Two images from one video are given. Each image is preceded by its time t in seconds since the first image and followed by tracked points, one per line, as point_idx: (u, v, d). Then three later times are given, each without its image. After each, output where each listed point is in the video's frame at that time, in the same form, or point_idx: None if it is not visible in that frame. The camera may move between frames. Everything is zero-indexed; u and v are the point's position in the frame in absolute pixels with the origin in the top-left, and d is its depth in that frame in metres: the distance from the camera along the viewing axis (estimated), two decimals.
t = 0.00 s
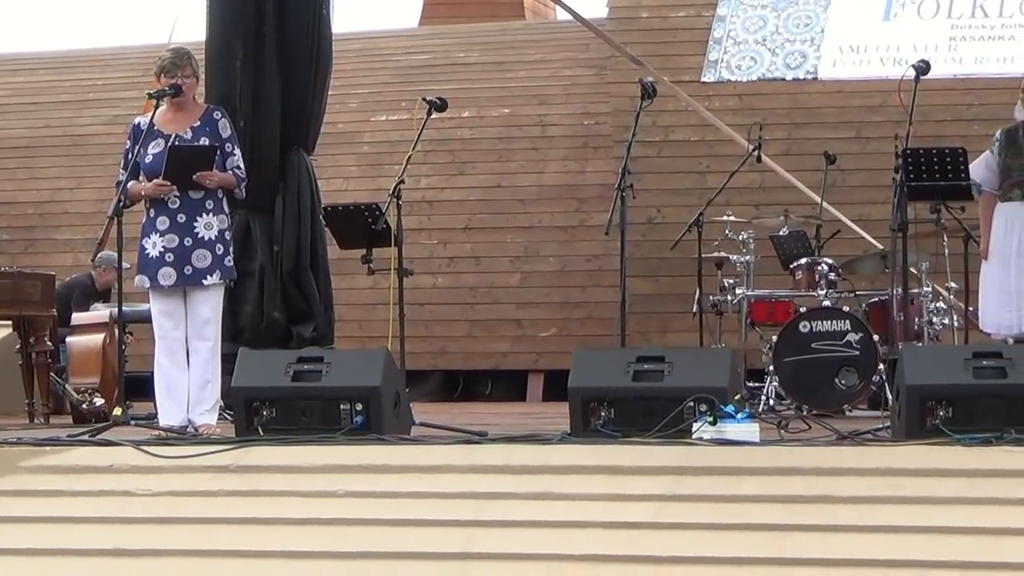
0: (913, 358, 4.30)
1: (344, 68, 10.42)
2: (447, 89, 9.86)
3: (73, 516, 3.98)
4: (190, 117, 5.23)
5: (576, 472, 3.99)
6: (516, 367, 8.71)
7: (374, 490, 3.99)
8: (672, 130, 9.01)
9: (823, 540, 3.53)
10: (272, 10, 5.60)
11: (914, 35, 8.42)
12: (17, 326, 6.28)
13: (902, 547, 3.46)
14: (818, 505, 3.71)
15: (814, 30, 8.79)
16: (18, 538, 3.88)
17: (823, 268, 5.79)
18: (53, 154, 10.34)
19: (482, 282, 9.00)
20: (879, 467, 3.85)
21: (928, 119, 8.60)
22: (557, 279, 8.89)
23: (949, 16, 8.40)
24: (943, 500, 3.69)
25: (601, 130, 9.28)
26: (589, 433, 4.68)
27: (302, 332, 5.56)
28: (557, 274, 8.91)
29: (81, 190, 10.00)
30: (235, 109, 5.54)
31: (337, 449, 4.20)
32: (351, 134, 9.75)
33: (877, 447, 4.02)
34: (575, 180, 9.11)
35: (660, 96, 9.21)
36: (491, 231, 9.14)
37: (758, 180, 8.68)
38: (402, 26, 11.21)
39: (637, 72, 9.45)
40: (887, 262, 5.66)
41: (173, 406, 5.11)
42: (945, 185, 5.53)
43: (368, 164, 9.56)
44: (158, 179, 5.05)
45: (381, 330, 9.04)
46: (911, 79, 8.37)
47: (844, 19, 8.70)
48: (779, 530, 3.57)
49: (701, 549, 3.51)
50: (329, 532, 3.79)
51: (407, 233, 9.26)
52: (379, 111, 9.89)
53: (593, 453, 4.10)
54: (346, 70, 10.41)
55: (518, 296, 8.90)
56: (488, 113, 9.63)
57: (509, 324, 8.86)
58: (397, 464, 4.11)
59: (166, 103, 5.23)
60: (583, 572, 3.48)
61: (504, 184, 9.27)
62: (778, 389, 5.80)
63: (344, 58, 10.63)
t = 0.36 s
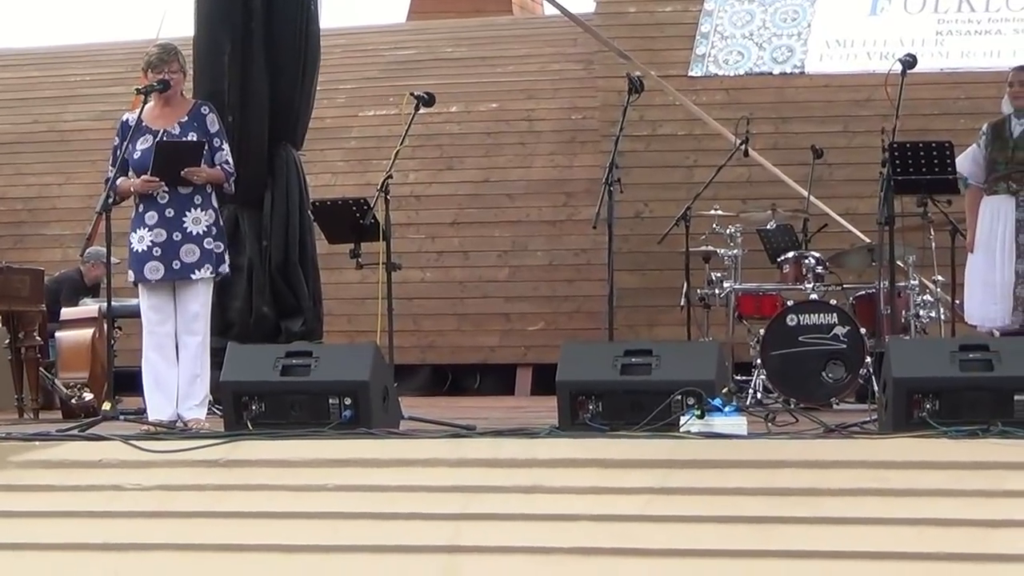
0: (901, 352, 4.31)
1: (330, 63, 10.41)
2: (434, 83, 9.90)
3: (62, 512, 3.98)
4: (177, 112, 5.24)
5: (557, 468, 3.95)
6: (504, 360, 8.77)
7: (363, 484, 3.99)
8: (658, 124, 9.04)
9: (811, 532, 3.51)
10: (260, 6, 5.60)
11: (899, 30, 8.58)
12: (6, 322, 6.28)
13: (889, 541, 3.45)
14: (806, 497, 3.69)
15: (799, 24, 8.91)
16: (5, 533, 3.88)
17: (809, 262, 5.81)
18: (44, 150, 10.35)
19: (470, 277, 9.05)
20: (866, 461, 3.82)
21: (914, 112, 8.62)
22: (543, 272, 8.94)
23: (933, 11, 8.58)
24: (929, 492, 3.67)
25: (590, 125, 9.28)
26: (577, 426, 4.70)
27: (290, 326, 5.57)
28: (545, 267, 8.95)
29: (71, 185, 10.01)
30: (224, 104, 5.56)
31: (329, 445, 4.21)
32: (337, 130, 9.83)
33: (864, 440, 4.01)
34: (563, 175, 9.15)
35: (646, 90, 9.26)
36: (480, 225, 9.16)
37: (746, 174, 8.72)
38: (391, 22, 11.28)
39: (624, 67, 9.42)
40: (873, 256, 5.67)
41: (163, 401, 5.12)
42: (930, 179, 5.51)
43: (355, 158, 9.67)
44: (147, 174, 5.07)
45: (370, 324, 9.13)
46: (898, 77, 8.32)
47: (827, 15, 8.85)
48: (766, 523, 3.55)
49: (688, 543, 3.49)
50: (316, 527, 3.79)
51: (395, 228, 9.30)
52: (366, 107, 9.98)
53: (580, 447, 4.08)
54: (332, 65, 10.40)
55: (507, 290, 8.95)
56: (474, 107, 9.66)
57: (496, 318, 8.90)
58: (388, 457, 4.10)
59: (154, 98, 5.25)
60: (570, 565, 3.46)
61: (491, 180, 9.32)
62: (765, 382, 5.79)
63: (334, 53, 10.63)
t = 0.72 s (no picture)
0: (870, 345, 4.55)
1: (324, 68, 10.76)
2: (423, 88, 10.23)
3: (67, 502, 4.18)
4: (173, 116, 5.45)
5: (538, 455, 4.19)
6: (489, 354, 9.01)
7: (356, 474, 4.19)
8: (638, 126, 9.29)
9: (781, 515, 3.70)
10: (252, 14, 5.81)
11: (869, 32, 8.13)
12: (9, 320, 6.48)
13: (855, 524, 3.63)
14: (777, 484, 3.88)
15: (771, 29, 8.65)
16: (13, 522, 4.08)
17: (783, 258, 5.96)
18: (45, 153, 10.57)
19: (457, 274, 9.30)
20: (837, 448, 4.00)
21: (881, 113, 8.89)
22: (527, 269, 9.20)
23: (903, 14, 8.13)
24: (895, 479, 3.85)
25: (570, 126, 9.59)
26: (562, 417, 4.94)
27: (284, 322, 5.79)
28: (529, 265, 9.22)
29: (71, 188, 10.22)
30: (218, 109, 5.76)
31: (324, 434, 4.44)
32: (327, 132, 10.11)
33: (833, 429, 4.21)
34: (546, 175, 9.41)
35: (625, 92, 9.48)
36: (465, 224, 9.43)
37: (721, 173, 8.98)
38: (380, 28, 11.63)
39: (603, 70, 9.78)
40: (843, 251, 5.89)
41: (162, 395, 5.33)
42: (899, 177, 5.72)
43: (345, 160, 9.94)
44: (145, 177, 5.27)
45: (360, 320, 9.42)
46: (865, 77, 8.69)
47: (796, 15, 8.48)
48: (740, 508, 3.74)
49: (666, 527, 3.69)
50: (311, 516, 3.98)
51: (384, 227, 9.56)
52: (355, 110, 10.26)
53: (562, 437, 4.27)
54: (327, 69, 10.77)
55: (492, 286, 9.20)
56: (458, 110, 9.96)
57: (481, 314, 9.15)
58: (380, 448, 4.32)
59: (150, 103, 5.46)
60: (553, 548, 3.66)
61: (475, 180, 9.58)
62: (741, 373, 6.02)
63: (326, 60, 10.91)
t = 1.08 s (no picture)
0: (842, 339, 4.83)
1: (315, 73, 11.08)
2: (414, 93, 10.45)
3: (71, 493, 4.38)
4: (172, 121, 5.69)
5: (524, 446, 4.41)
6: (476, 349, 9.32)
7: (349, 465, 4.39)
8: (618, 129, 9.53)
9: (756, 501, 3.88)
10: (247, 22, 6.04)
11: (840, 39, 8.66)
12: (13, 317, 6.71)
13: (827, 510, 3.81)
14: (751, 473, 4.07)
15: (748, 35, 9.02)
16: (21, 512, 4.28)
17: (759, 256, 6.18)
18: (47, 157, 10.78)
19: (444, 271, 9.63)
20: (808, 439, 4.23)
21: (853, 116, 9.15)
22: (512, 267, 9.51)
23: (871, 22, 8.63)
24: (866, 468, 4.04)
25: (554, 130, 9.88)
26: (545, 409, 5.14)
27: (278, 319, 6.01)
28: (514, 263, 9.53)
29: (73, 190, 10.44)
30: (215, 114, 6.02)
31: (319, 429, 4.66)
32: (319, 136, 10.39)
33: (806, 421, 4.42)
34: (531, 176, 9.72)
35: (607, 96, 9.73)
36: (453, 224, 9.75)
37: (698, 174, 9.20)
38: (371, 36, 11.95)
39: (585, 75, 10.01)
40: (817, 249, 6.10)
41: (161, 390, 5.55)
42: (871, 177, 5.94)
43: (337, 163, 10.18)
44: (145, 179, 5.50)
45: (353, 316, 9.68)
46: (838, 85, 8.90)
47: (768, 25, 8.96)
48: (719, 497, 3.91)
49: (645, 515, 3.87)
50: (307, 504, 4.17)
51: (375, 227, 9.88)
52: (346, 114, 10.56)
53: (546, 430, 4.47)
54: (318, 75, 11.06)
55: (479, 284, 9.53)
56: (447, 112, 10.24)
57: (469, 310, 9.48)
58: (373, 440, 4.54)
59: (149, 109, 5.70)
60: (539, 535, 3.82)
61: (462, 181, 9.87)
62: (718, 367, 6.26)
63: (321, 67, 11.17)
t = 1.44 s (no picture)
0: (817, 335, 5.07)
1: (310, 79, 11.55)
2: (402, 98, 10.99)
3: (77, 486, 4.59)
4: (171, 126, 5.94)
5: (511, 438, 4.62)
6: (464, 346, 9.94)
7: (343, 458, 4.61)
8: (600, 134, 9.94)
9: (731, 493, 4.09)
10: (241, 30, 6.26)
11: (814, 46, 7.80)
12: (16, 315, 6.92)
13: (799, 501, 4.02)
14: (727, 466, 4.28)
15: (724, 43, 8.34)
16: (30, 504, 4.49)
17: (735, 257, 6.44)
18: (48, 159, 11.01)
19: (433, 271, 10.19)
20: (783, 434, 4.37)
21: (827, 122, 9.50)
22: (497, 268, 10.06)
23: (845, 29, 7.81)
24: (837, 461, 4.24)
25: (538, 134, 10.39)
26: (529, 404, 5.35)
27: (272, 317, 6.24)
28: (499, 263, 10.08)
29: (75, 192, 10.67)
30: (211, 120, 6.24)
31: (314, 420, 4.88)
32: (312, 140, 10.89)
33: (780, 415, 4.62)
34: (515, 180, 10.24)
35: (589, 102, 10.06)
36: (441, 225, 10.29)
37: (677, 177, 9.65)
38: (363, 44, 12.34)
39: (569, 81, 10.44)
40: (792, 250, 6.32)
41: (159, 385, 5.78)
42: (843, 181, 6.17)
43: (329, 166, 10.73)
44: (143, 182, 5.72)
45: (345, 314, 9.94)
46: (813, 90, 9.28)
47: (748, 32, 8.02)
48: (697, 489, 4.12)
49: (625, 507, 4.07)
50: (304, 497, 4.37)
51: (366, 228, 10.42)
52: (339, 119, 11.05)
53: (531, 423, 4.66)
54: (312, 81, 11.54)
55: (465, 284, 10.07)
56: (434, 117, 10.75)
57: (457, 309, 10.05)
58: (363, 434, 4.74)
59: (149, 114, 5.93)
60: (524, 528, 4.02)
61: (449, 185, 10.40)
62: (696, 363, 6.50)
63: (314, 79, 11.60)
